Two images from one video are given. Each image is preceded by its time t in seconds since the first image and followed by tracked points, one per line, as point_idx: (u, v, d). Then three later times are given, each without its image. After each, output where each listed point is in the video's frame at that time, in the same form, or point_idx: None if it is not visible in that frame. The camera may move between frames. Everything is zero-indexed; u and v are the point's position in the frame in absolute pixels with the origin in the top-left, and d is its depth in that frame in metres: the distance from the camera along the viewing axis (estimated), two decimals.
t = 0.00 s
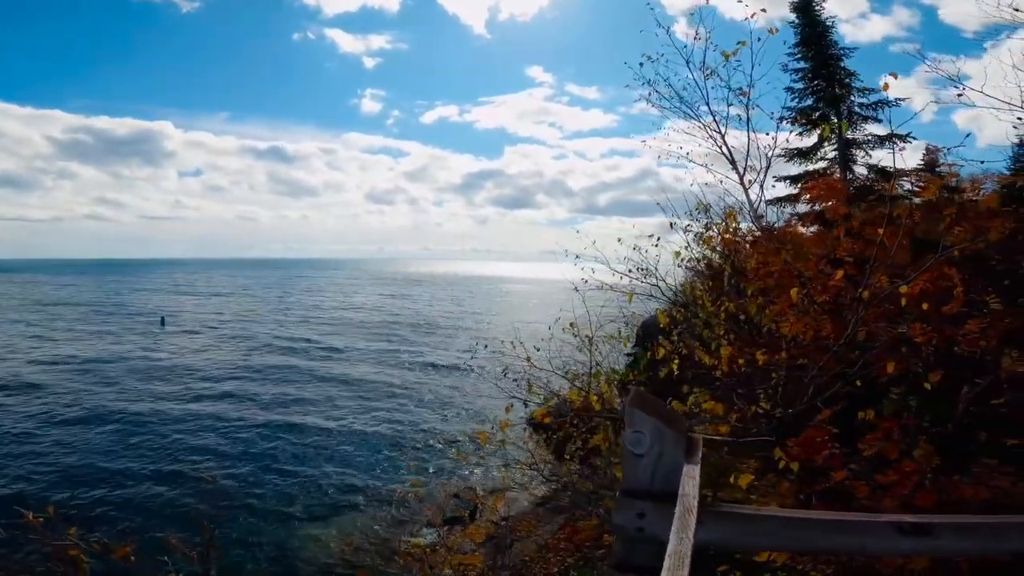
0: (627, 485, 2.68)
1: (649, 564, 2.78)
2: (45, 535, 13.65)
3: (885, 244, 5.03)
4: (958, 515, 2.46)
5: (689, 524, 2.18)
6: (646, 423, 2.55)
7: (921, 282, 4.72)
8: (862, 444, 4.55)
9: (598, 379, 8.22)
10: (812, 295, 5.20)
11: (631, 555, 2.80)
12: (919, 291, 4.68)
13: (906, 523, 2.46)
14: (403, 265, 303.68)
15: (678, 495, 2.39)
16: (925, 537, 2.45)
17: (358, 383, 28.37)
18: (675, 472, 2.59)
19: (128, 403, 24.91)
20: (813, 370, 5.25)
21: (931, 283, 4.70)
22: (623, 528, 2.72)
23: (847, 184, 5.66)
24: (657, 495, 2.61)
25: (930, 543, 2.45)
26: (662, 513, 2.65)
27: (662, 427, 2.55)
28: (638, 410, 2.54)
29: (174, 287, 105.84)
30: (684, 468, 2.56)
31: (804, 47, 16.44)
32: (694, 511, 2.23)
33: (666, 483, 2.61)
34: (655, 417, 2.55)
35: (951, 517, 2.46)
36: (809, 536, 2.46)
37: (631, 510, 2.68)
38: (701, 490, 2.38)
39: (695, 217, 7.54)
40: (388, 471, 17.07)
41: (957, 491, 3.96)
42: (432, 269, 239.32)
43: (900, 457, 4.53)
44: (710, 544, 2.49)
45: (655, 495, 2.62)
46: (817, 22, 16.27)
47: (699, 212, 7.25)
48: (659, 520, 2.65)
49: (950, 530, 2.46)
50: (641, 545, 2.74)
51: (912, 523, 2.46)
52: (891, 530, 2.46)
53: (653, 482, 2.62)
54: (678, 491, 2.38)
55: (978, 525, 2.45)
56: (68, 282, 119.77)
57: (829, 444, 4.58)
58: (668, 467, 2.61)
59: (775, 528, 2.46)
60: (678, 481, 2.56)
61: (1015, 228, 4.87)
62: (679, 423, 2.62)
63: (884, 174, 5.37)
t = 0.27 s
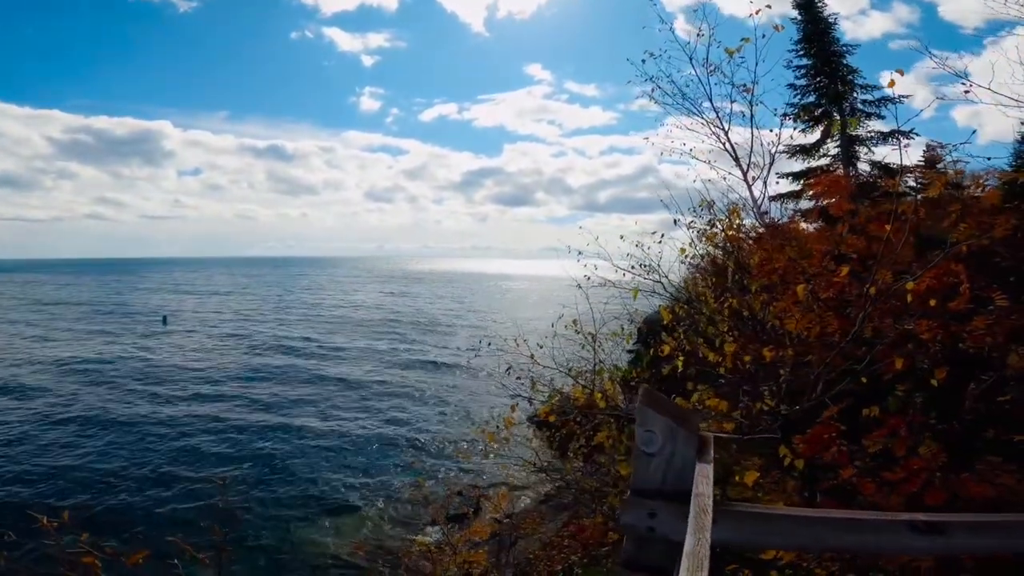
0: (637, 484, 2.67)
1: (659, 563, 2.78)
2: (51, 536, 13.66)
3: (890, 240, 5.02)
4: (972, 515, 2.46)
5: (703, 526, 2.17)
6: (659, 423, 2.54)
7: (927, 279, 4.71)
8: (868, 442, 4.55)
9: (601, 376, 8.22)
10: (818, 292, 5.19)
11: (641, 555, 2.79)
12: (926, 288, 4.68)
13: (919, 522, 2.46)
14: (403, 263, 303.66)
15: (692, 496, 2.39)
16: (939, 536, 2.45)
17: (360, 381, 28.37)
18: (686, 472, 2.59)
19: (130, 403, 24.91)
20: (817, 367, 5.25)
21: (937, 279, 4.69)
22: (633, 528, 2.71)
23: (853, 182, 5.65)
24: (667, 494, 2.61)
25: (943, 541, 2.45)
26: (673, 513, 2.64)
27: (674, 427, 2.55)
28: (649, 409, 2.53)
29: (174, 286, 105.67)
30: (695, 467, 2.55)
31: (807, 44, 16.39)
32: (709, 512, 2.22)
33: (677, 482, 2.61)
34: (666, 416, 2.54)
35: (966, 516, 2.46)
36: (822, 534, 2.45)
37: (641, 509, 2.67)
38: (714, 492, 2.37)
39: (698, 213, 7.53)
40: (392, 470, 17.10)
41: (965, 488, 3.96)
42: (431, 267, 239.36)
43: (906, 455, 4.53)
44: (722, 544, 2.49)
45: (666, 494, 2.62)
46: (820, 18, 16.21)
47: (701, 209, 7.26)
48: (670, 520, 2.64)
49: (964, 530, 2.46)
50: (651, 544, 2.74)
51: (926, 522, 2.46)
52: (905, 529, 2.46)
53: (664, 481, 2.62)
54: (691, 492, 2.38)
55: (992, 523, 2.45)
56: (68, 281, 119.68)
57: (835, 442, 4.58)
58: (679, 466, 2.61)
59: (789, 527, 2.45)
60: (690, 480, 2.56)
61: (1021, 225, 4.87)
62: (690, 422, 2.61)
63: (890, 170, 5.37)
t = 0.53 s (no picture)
0: (650, 483, 2.67)
1: (672, 560, 2.79)
2: (63, 533, 13.78)
3: (904, 237, 4.99)
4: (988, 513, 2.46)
5: (722, 523, 2.17)
6: (673, 422, 2.54)
7: (942, 276, 4.69)
8: (880, 441, 4.54)
9: (609, 373, 8.23)
10: (831, 289, 5.16)
11: (654, 553, 2.80)
12: (940, 285, 4.65)
13: (934, 521, 2.46)
14: (409, 260, 303.95)
15: (708, 494, 2.38)
16: (954, 534, 2.45)
17: (367, 379, 28.46)
18: (699, 470, 2.59)
19: (140, 400, 25.08)
20: (830, 365, 5.23)
21: (951, 278, 4.67)
22: (646, 526, 2.71)
23: (866, 179, 5.62)
24: (681, 492, 2.61)
25: (958, 540, 2.45)
26: (686, 511, 2.65)
27: (688, 426, 2.54)
28: (663, 408, 2.53)
29: (181, 284, 106.04)
30: (709, 465, 2.55)
31: (815, 41, 16.27)
32: (726, 510, 2.22)
33: (692, 481, 2.61)
34: (680, 415, 2.54)
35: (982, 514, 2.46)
36: (838, 532, 2.44)
37: (654, 507, 2.68)
38: (728, 490, 2.37)
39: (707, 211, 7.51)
40: (400, 467, 17.16)
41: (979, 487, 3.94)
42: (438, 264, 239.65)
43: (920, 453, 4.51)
44: (736, 542, 2.49)
45: (679, 493, 2.62)
46: (828, 15, 16.07)
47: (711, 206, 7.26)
48: (683, 518, 2.65)
49: (980, 528, 2.45)
50: (664, 542, 2.75)
51: (941, 520, 2.45)
52: (921, 527, 2.46)
53: (678, 480, 2.62)
54: (707, 490, 2.37)
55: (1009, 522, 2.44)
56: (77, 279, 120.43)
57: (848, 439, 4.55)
58: (693, 465, 2.61)
59: (805, 525, 2.44)
60: (703, 479, 2.56)
61: None
62: (704, 421, 2.61)
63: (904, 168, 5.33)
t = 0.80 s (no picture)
0: (665, 481, 2.66)
1: (687, 558, 2.78)
2: (81, 530, 13.96)
3: (924, 236, 4.93)
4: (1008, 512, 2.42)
5: (738, 520, 2.15)
6: (688, 419, 2.52)
7: (962, 275, 4.62)
8: (899, 441, 4.48)
9: (622, 372, 8.21)
10: (848, 288, 5.10)
11: (669, 551, 2.79)
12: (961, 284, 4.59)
13: (952, 520, 2.43)
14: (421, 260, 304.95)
15: (724, 490, 2.36)
16: (973, 533, 2.42)
17: (380, 377, 28.59)
18: (714, 468, 2.57)
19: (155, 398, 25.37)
20: (847, 365, 5.18)
21: (971, 277, 4.60)
22: (660, 524, 2.70)
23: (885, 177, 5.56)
24: (696, 490, 2.60)
25: (978, 539, 2.42)
26: (701, 509, 2.64)
27: (704, 423, 2.53)
28: (679, 406, 2.52)
29: (195, 283, 107.10)
30: (725, 464, 2.53)
31: (830, 39, 16.08)
32: (741, 507, 2.20)
33: (707, 479, 2.60)
34: (696, 413, 2.53)
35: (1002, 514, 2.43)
36: (855, 532, 2.42)
37: (668, 506, 2.67)
38: (744, 486, 2.35)
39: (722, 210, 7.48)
40: (412, 465, 17.22)
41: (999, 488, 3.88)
42: (449, 263, 240.10)
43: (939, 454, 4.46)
44: (752, 541, 2.47)
45: (695, 491, 2.61)
46: (843, 12, 15.88)
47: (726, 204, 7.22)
48: (698, 516, 2.64)
49: (1000, 527, 2.42)
50: (679, 540, 2.74)
51: (960, 520, 2.43)
52: (938, 527, 2.44)
53: (693, 479, 2.61)
54: (722, 487, 2.36)
55: None
56: (93, 279, 121.96)
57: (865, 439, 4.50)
58: (708, 463, 2.60)
59: (821, 524, 2.42)
60: (719, 477, 2.55)
61: None
62: (719, 420, 2.60)
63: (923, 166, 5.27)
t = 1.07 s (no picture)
0: (680, 479, 2.65)
1: (703, 556, 2.77)
2: (103, 525, 14.21)
3: (946, 235, 4.84)
4: None
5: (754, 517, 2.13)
6: (703, 417, 2.50)
7: (985, 275, 4.54)
8: (919, 442, 4.40)
9: (637, 372, 8.17)
10: (869, 288, 5.02)
11: (685, 548, 2.78)
12: (984, 284, 4.50)
13: (970, 519, 2.40)
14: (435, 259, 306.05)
15: (739, 487, 2.35)
16: (991, 532, 2.37)
17: (395, 376, 28.72)
18: (731, 465, 2.55)
19: (175, 396, 25.74)
20: (867, 366, 5.09)
21: (995, 276, 4.51)
22: (676, 521, 2.69)
23: (906, 176, 5.48)
24: (712, 489, 2.58)
25: (997, 539, 2.37)
26: (717, 505, 2.62)
27: (719, 421, 2.51)
28: (694, 404, 2.51)
29: (213, 282, 108.42)
30: (742, 462, 2.51)
31: (850, 37, 15.86)
32: (757, 504, 2.18)
33: (723, 476, 2.58)
34: (712, 411, 2.50)
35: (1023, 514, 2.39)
36: (871, 531, 2.38)
37: (683, 503, 2.66)
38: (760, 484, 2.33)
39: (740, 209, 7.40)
40: (427, 464, 17.29)
41: None
42: (464, 263, 240.60)
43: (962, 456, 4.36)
44: (768, 538, 2.45)
45: (710, 489, 2.59)
46: (863, 10, 15.64)
47: (743, 203, 7.16)
48: (713, 514, 2.63)
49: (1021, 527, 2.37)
50: (694, 538, 2.72)
51: (977, 519, 2.39)
52: (953, 526, 2.41)
53: (710, 476, 2.59)
54: (738, 485, 2.33)
55: None
56: (114, 278, 124.06)
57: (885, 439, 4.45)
58: (725, 461, 2.57)
59: (837, 523, 2.39)
60: (735, 475, 2.52)
61: None
62: (736, 417, 2.57)
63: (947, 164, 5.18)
